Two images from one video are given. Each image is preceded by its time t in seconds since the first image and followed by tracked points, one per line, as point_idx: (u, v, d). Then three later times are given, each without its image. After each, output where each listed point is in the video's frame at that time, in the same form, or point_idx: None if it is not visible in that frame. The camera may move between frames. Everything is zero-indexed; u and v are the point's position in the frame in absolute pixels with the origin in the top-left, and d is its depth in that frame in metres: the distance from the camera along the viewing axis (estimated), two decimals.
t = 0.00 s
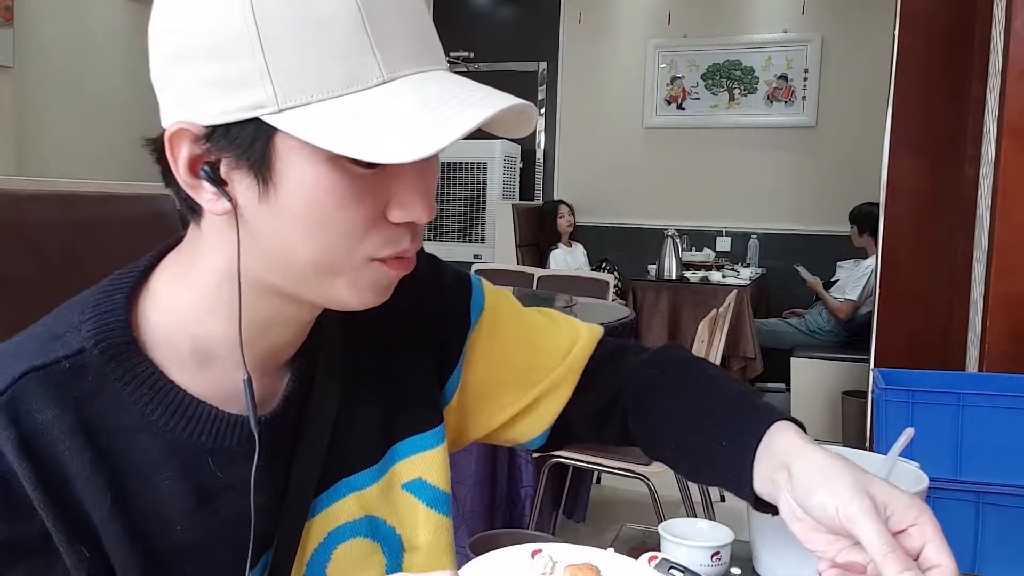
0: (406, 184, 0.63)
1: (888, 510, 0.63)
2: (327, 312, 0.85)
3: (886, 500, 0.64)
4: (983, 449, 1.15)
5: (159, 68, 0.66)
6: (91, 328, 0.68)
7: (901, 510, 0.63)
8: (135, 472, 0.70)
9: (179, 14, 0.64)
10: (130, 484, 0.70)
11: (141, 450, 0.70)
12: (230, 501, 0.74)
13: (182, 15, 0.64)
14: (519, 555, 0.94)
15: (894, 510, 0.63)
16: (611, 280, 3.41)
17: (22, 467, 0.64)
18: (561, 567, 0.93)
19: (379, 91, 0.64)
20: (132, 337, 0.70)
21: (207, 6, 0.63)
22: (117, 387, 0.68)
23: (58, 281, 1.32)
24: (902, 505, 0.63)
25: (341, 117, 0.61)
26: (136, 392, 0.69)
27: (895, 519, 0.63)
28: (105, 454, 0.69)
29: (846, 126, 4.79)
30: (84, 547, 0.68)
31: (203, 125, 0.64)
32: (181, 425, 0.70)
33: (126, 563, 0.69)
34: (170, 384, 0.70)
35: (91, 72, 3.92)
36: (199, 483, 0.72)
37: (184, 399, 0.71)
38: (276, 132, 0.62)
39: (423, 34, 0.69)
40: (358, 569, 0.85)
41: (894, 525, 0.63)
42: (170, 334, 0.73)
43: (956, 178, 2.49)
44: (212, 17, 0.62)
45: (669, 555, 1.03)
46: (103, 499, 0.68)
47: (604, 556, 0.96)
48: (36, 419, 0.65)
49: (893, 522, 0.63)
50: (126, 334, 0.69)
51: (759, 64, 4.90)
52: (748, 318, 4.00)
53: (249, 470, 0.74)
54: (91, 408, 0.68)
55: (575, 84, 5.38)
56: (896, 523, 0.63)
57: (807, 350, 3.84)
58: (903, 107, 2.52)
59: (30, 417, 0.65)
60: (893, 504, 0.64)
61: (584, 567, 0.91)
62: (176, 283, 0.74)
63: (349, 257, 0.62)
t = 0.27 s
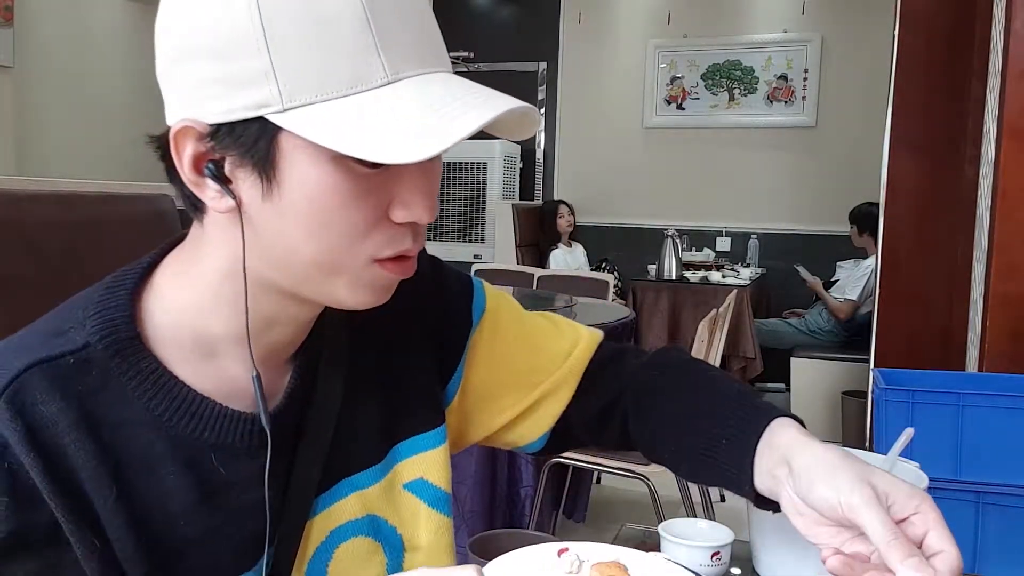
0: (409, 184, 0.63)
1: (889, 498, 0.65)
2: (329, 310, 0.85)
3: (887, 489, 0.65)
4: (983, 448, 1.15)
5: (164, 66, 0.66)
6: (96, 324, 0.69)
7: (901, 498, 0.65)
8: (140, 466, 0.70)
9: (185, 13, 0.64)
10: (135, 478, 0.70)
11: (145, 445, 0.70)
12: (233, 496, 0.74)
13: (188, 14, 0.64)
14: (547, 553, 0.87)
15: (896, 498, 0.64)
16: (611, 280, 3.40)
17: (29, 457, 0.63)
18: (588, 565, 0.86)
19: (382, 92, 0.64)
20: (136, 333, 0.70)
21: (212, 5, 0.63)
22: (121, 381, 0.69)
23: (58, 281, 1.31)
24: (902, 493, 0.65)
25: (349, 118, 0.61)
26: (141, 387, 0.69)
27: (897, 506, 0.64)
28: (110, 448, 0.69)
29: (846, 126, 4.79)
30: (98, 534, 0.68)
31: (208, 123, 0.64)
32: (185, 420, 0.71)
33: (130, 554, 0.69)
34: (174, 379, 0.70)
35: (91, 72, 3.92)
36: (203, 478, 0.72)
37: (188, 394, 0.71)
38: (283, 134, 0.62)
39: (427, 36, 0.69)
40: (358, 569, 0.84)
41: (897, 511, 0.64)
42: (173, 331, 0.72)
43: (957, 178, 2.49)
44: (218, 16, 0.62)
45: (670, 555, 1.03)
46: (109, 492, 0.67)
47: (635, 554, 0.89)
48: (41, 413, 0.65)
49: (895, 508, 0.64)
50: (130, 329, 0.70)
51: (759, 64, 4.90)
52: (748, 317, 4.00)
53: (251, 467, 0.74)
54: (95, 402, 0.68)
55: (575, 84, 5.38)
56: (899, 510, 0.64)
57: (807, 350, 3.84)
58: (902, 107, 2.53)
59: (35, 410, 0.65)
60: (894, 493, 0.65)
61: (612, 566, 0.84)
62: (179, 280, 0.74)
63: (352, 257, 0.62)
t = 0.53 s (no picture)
0: (414, 181, 0.63)
1: (894, 473, 0.65)
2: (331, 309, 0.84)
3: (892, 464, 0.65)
4: (983, 448, 1.15)
5: (173, 63, 0.66)
6: (100, 323, 0.69)
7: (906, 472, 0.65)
8: (143, 465, 0.70)
9: (195, 9, 0.64)
10: (139, 476, 0.70)
11: (148, 443, 0.70)
12: (235, 493, 0.74)
13: (197, 10, 0.64)
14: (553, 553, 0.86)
15: (900, 473, 0.65)
16: (611, 280, 3.40)
17: (34, 455, 0.63)
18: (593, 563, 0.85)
19: (389, 88, 0.64)
20: (140, 331, 0.70)
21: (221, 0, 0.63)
22: (125, 379, 0.68)
23: (59, 281, 1.32)
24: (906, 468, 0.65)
25: (349, 115, 0.61)
26: (145, 384, 0.69)
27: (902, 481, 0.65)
28: (114, 446, 0.69)
29: (846, 126, 4.79)
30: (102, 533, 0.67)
31: (215, 118, 0.64)
32: (188, 418, 0.70)
33: (134, 551, 0.69)
34: (178, 377, 0.70)
35: (92, 72, 3.92)
36: (206, 476, 0.72)
37: (192, 391, 0.71)
38: (287, 129, 0.62)
39: (436, 36, 0.69)
40: (359, 568, 0.84)
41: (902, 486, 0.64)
42: (176, 329, 0.72)
43: (957, 178, 2.49)
44: (227, 12, 0.62)
45: (670, 554, 1.03)
46: (113, 489, 0.67)
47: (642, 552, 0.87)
48: (45, 411, 0.65)
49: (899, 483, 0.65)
50: (134, 328, 0.70)
51: (759, 64, 4.90)
52: (748, 317, 4.00)
53: (254, 465, 0.74)
54: (99, 400, 0.68)
55: (575, 84, 5.38)
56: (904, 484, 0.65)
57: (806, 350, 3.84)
58: (902, 107, 2.53)
59: (39, 408, 0.65)
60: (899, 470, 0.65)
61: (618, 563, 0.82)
62: (182, 279, 0.74)
63: (357, 253, 0.63)
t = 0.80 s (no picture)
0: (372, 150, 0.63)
1: (900, 484, 0.65)
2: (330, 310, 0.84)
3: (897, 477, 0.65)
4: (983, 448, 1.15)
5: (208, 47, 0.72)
6: (97, 323, 0.69)
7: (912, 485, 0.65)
8: (139, 465, 0.70)
9: None
10: (135, 476, 0.70)
11: (144, 443, 0.70)
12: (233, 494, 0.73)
13: None
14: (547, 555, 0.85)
15: (906, 485, 0.65)
16: (611, 280, 3.39)
17: (30, 455, 0.63)
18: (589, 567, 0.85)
19: (358, 50, 0.64)
20: (137, 331, 0.70)
21: None
22: (121, 379, 0.68)
23: (58, 281, 1.32)
24: (912, 480, 0.65)
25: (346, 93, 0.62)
26: (141, 384, 0.69)
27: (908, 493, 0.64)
28: (110, 447, 0.68)
29: (846, 126, 4.79)
30: (97, 533, 0.68)
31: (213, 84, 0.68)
32: (183, 419, 0.70)
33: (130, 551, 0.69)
34: (175, 377, 0.70)
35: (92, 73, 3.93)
36: (203, 477, 0.72)
37: (188, 391, 0.70)
38: (280, 96, 0.63)
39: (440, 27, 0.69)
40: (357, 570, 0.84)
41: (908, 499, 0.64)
42: (174, 330, 0.72)
43: (957, 178, 2.49)
44: None
45: (669, 554, 1.02)
46: (109, 489, 0.67)
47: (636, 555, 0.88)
48: (41, 410, 0.65)
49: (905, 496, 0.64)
50: (132, 327, 0.69)
51: (759, 64, 4.90)
52: (748, 317, 4.00)
53: (250, 465, 0.74)
54: (94, 400, 0.68)
55: (575, 84, 5.38)
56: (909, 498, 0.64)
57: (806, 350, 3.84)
58: (902, 107, 2.53)
59: (35, 408, 0.65)
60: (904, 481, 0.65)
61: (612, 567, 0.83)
62: (182, 279, 0.74)
63: (308, 221, 0.62)
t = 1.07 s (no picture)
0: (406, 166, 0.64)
1: (904, 493, 0.64)
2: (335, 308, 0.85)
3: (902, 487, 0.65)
4: (983, 447, 1.15)
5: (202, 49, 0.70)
6: (103, 318, 0.69)
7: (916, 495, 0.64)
8: (144, 459, 0.70)
9: None
10: (139, 470, 0.70)
11: (149, 437, 0.70)
12: (235, 491, 0.73)
13: None
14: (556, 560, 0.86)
15: (910, 494, 0.64)
16: (611, 280, 3.39)
17: (35, 447, 0.64)
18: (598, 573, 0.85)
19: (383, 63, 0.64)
20: (143, 327, 0.70)
21: None
22: (127, 373, 0.69)
23: (58, 280, 1.31)
24: (917, 491, 0.65)
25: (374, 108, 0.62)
26: (146, 378, 0.69)
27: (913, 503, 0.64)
28: (115, 440, 0.69)
29: (846, 126, 4.79)
30: (101, 526, 0.68)
31: (225, 93, 0.67)
32: (187, 414, 0.70)
33: (133, 546, 0.69)
34: (179, 373, 0.70)
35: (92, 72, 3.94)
36: (206, 473, 0.72)
37: (192, 387, 0.71)
38: (306, 110, 0.63)
39: (446, 27, 0.69)
40: (358, 569, 0.84)
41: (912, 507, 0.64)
42: (179, 327, 0.73)
43: (958, 179, 2.49)
44: None
45: (669, 553, 1.02)
46: (114, 482, 0.67)
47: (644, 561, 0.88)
48: (48, 403, 0.65)
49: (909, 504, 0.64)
50: (138, 323, 0.70)
51: (759, 64, 4.90)
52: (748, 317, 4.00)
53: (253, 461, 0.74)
54: (101, 393, 0.68)
55: (575, 83, 5.38)
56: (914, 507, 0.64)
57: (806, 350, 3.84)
58: (903, 107, 2.53)
59: (42, 400, 0.65)
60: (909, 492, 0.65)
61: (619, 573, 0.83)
62: (188, 277, 0.74)
63: (345, 238, 0.64)
